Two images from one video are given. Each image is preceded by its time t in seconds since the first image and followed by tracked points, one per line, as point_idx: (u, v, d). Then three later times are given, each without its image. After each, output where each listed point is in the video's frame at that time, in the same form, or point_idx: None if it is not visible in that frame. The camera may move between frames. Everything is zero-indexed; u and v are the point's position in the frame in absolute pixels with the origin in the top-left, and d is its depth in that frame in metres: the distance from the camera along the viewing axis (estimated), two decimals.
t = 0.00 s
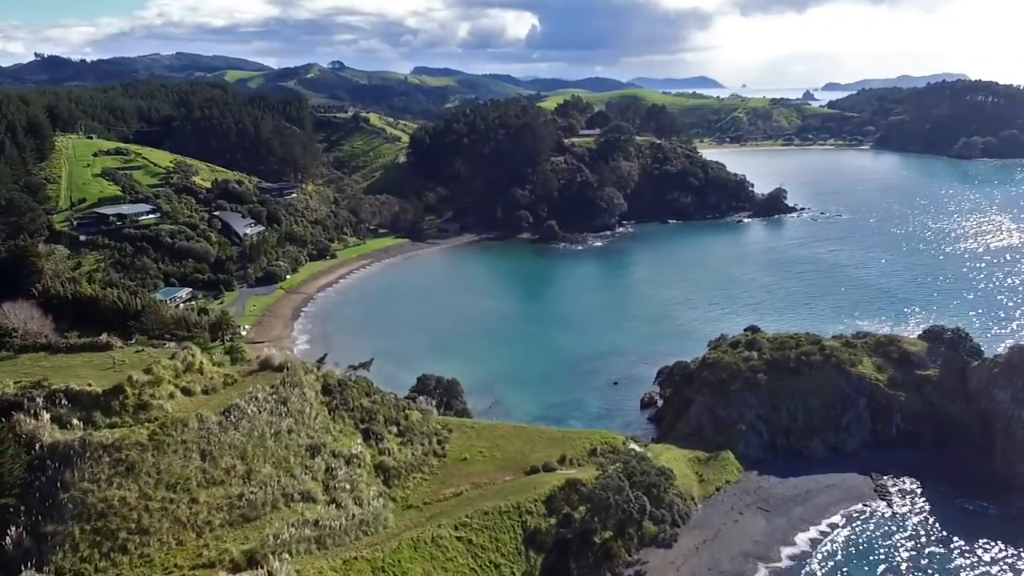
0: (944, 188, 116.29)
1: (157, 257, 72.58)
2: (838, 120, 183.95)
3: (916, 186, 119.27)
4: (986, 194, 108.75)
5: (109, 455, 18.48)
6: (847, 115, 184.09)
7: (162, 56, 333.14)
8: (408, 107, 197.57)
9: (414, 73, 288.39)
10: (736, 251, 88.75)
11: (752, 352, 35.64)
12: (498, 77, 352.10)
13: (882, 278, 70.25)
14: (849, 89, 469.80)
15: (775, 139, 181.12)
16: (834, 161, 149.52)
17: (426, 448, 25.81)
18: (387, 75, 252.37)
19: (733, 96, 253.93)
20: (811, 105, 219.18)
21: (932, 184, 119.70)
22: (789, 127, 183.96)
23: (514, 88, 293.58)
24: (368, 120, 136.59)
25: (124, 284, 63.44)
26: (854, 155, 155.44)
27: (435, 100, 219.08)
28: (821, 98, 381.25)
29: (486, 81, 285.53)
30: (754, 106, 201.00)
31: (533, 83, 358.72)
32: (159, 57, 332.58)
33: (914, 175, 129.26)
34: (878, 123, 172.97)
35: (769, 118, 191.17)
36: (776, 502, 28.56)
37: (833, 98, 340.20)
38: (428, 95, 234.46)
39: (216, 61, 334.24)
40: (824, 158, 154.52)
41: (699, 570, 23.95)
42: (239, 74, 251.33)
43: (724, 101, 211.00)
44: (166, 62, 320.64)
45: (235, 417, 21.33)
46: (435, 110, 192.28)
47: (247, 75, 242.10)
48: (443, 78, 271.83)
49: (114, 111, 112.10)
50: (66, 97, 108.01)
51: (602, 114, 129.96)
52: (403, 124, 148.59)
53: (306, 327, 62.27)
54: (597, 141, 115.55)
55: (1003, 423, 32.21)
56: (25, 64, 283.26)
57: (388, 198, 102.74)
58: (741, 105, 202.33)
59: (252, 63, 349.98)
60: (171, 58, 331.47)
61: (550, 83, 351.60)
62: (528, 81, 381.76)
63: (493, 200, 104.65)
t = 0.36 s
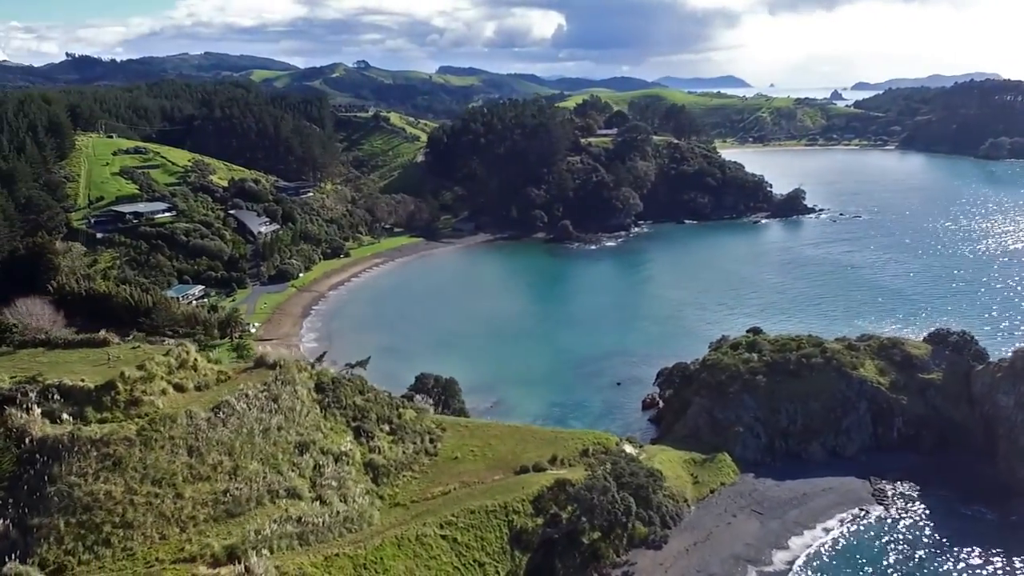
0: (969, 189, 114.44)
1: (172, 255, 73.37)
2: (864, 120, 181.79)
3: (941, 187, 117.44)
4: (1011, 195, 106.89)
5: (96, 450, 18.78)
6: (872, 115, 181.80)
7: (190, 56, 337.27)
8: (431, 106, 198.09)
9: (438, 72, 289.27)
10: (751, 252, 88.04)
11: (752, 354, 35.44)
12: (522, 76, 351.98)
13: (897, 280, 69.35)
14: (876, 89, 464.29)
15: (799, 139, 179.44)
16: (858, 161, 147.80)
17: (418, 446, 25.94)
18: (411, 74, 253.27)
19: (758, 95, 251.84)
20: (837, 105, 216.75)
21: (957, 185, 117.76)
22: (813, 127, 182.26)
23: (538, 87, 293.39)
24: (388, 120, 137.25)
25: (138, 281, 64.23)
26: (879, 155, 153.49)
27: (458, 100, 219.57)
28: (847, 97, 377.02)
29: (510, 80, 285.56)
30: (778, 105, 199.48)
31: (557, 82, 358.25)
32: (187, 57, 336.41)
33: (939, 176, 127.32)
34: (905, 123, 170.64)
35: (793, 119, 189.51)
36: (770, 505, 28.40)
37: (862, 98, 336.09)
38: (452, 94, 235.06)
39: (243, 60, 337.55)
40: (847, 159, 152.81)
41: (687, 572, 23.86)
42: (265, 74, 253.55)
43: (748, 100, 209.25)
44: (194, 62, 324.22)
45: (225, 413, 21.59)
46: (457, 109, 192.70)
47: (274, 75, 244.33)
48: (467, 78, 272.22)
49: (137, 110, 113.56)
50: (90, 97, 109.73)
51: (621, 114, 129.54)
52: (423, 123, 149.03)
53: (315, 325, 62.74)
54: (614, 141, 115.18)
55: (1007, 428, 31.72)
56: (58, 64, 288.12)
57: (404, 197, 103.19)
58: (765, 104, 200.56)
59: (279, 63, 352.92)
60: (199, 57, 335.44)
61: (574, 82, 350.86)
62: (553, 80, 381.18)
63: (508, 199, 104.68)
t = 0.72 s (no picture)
0: (1001, 188, 112.02)
1: (190, 251, 74.13)
2: (895, 118, 178.96)
3: (972, 186, 115.09)
4: None
5: (89, 442, 19.16)
6: (903, 114, 178.92)
7: (222, 54, 341.52)
8: (458, 104, 198.50)
9: (466, 70, 289.99)
10: (770, 251, 87.14)
11: (756, 355, 35.23)
12: (550, 73, 351.83)
13: (916, 281, 68.19)
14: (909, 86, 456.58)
15: (828, 138, 177.32)
16: (887, 160, 145.49)
17: (414, 443, 26.11)
18: (439, 71, 254.05)
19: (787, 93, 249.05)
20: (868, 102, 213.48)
21: (989, 185, 115.37)
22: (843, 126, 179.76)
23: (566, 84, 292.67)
24: (412, 117, 137.81)
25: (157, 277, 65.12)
26: (909, 154, 151.01)
27: (485, 97, 219.80)
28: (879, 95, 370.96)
29: (537, 77, 285.38)
30: (807, 103, 197.14)
31: (585, 79, 357.28)
32: (220, 55, 340.57)
33: (971, 175, 124.88)
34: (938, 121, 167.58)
35: (822, 116, 187.15)
36: (769, 507, 28.19)
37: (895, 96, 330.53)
38: (480, 91, 235.43)
39: (274, 58, 340.85)
40: (877, 157, 150.51)
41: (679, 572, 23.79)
42: (296, 71, 256.16)
43: (776, 98, 207.10)
44: (226, 59, 328.07)
45: (220, 408, 21.91)
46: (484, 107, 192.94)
47: (304, 72, 246.58)
48: (495, 76, 272.56)
49: (164, 107, 115.18)
50: (119, 95, 111.59)
51: (644, 112, 128.82)
52: (447, 121, 149.38)
53: (328, 322, 63.30)
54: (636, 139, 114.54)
55: (1015, 433, 31.08)
56: (94, 61, 293.31)
57: (424, 194, 103.54)
58: (794, 102, 198.20)
59: (309, 61, 356.03)
60: (231, 55, 339.56)
61: (602, 80, 349.67)
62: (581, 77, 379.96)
63: (527, 197, 104.60)
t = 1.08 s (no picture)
0: None
1: (206, 247, 74.80)
2: (923, 116, 176.20)
3: (1000, 186, 112.96)
4: None
5: (81, 434, 19.52)
6: (932, 112, 175.99)
7: (251, 52, 345.09)
8: (483, 101, 198.73)
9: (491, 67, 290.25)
10: (787, 251, 86.24)
11: (758, 355, 35.03)
12: (577, 71, 351.12)
13: (934, 281, 67.07)
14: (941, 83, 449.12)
15: (855, 136, 175.16)
16: (914, 159, 143.26)
17: (407, 439, 26.28)
18: (465, 69, 254.55)
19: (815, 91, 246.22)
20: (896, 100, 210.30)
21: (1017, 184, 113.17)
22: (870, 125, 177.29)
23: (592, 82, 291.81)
24: (434, 114, 138.18)
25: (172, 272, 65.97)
26: (937, 153, 148.60)
27: (510, 95, 219.86)
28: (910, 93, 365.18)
29: (563, 75, 284.89)
30: (834, 101, 194.79)
31: (612, 77, 356.13)
32: (249, 53, 344.03)
33: (999, 174, 122.60)
34: (969, 119, 164.70)
35: (850, 115, 184.81)
36: (763, 508, 28.02)
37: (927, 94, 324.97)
38: (505, 89, 235.59)
39: (302, 56, 343.66)
40: (904, 156, 148.32)
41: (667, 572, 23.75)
42: (324, 69, 258.34)
43: (803, 95, 204.79)
44: (255, 57, 331.10)
45: (213, 401, 22.20)
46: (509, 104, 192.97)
47: (332, 70, 248.26)
48: (521, 73, 272.57)
49: (189, 104, 116.57)
50: (144, 93, 113.17)
51: (665, 110, 128.04)
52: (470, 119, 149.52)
53: (339, 318, 63.83)
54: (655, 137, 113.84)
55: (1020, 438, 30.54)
56: (126, 59, 297.88)
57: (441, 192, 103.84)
58: (821, 100, 195.84)
59: (337, 58, 358.65)
60: (260, 53, 342.88)
61: (628, 78, 348.06)
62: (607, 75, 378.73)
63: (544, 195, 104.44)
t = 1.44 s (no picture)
0: None
1: (220, 239, 75.49)
2: (952, 109, 173.07)
3: None
4: None
5: (70, 421, 19.90)
6: (961, 105, 172.79)
7: (277, 45, 347.19)
8: (507, 94, 198.40)
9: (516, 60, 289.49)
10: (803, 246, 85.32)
11: (757, 350, 34.86)
12: (602, 64, 349.36)
13: (949, 277, 66.02)
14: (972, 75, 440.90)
15: (881, 130, 172.61)
16: (940, 154, 140.92)
17: (398, 430, 26.53)
18: (489, 62, 254.24)
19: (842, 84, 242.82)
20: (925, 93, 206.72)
21: None
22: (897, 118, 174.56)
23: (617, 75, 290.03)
24: (453, 107, 138.19)
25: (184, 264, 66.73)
26: (965, 147, 145.94)
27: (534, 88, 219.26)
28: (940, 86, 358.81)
29: (588, 67, 283.56)
30: (861, 94, 191.86)
31: (637, 70, 353.81)
32: (275, 45, 346.18)
33: None
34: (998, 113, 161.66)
35: (876, 108, 182.10)
36: (754, 503, 27.92)
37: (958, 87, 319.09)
38: (529, 82, 235.04)
39: (328, 49, 345.20)
40: (930, 150, 145.82)
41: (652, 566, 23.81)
42: (349, 62, 259.62)
43: (829, 88, 202.00)
44: (281, 50, 332.96)
45: (203, 391, 22.50)
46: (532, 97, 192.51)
47: (357, 63, 249.07)
48: (546, 66, 271.60)
49: (210, 97, 117.62)
50: (166, 86, 114.39)
51: (685, 103, 126.99)
52: (490, 112, 149.26)
53: (349, 310, 64.26)
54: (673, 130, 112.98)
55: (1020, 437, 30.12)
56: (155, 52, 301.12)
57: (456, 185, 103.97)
58: (847, 93, 193.17)
59: (362, 52, 359.86)
60: (285, 46, 344.91)
61: (654, 70, 345.47)
62: (631, 67, 376.28)
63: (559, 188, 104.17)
